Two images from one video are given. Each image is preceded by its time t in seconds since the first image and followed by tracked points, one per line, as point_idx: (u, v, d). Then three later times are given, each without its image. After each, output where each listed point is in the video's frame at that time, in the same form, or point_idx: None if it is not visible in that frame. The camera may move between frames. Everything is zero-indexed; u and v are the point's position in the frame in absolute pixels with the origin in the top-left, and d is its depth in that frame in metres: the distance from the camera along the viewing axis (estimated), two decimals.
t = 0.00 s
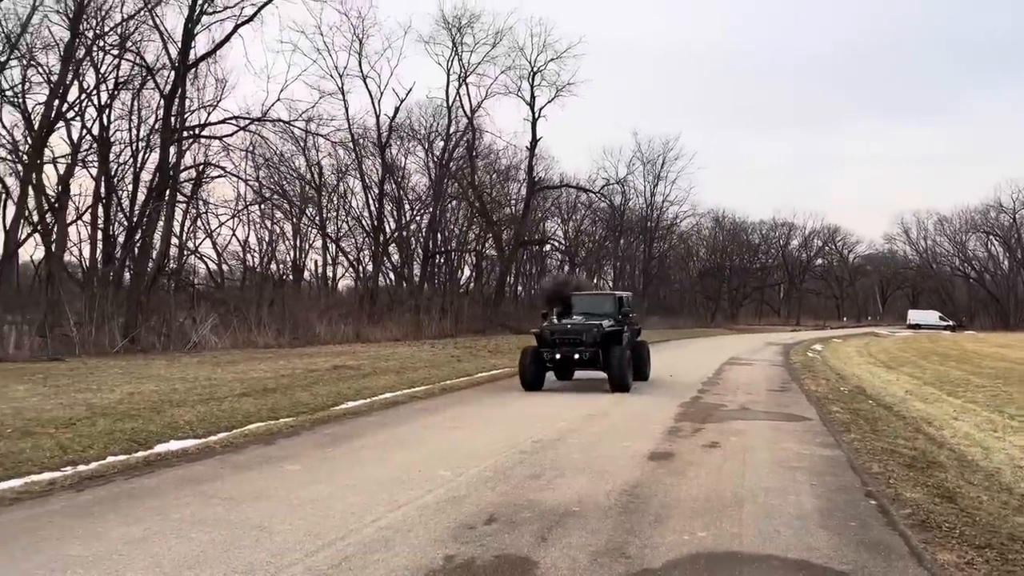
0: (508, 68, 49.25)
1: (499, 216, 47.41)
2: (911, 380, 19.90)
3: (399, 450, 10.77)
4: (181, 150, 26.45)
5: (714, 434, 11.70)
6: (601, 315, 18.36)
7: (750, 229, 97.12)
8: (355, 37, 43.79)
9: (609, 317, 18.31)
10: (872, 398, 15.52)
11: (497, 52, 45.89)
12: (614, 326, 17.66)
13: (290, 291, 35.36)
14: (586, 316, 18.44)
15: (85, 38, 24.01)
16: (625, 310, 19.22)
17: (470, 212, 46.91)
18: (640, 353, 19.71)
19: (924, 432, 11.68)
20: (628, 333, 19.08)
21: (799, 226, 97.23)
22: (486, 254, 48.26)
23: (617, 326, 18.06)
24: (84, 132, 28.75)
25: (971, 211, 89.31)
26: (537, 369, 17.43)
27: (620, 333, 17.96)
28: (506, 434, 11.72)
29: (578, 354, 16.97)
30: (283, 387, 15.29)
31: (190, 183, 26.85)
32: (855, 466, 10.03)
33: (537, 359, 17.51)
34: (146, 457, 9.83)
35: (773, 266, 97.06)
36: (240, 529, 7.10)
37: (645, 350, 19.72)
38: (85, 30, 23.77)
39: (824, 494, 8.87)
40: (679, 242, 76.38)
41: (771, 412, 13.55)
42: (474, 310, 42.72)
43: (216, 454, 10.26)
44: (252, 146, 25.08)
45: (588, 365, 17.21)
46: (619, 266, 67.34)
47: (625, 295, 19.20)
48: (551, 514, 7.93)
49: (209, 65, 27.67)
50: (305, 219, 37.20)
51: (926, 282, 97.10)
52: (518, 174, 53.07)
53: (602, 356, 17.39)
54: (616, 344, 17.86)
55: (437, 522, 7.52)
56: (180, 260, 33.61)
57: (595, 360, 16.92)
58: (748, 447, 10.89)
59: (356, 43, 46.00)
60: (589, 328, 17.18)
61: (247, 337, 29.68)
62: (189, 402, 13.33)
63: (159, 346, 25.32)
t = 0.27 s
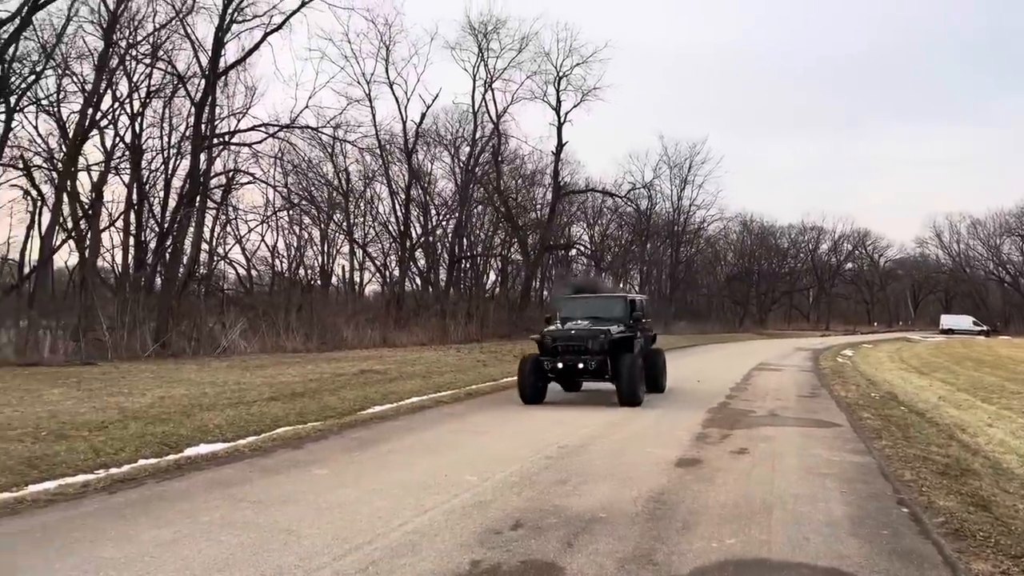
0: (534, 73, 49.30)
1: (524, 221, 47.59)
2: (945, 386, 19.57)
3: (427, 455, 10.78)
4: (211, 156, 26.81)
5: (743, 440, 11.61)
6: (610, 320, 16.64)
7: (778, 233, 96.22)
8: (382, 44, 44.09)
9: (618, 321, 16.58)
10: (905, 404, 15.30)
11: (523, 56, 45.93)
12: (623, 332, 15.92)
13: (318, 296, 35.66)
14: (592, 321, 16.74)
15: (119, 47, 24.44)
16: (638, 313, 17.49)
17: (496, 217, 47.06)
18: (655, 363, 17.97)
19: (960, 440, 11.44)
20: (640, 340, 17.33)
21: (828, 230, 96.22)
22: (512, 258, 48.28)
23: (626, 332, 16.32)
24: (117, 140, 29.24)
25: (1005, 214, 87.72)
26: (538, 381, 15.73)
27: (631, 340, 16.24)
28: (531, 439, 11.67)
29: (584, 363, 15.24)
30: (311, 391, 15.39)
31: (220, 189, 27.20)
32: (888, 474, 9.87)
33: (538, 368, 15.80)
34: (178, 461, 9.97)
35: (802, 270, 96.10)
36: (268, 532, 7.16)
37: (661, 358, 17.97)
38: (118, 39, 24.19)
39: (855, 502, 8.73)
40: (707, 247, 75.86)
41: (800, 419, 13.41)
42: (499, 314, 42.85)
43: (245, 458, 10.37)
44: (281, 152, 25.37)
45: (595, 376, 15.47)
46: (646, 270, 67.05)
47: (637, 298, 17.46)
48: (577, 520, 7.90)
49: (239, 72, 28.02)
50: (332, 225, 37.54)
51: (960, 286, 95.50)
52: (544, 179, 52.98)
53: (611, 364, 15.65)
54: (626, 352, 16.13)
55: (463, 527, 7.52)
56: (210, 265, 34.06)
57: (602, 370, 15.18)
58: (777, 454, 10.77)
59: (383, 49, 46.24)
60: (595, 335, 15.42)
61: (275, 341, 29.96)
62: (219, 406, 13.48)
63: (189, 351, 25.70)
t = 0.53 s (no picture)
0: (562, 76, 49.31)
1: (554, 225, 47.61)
2: (984, 391, 19.17)
3: (457, 459, 10.80)
4: (243, 162, 27.17)
5: (775, 446, 11.49)
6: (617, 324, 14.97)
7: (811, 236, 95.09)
8: (412, 49, 44.36)
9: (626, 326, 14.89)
10: (942, 410, 15.02)
11: (552, 60, 45.90)
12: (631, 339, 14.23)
13: (348, 299, 35.98)
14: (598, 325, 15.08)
15: (154, 56, 24.86)
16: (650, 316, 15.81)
17: (525, 221, 47.09)
18: (671, 371, 16.31)
19: (999, 446, 11.20)
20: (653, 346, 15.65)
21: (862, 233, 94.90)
22: (541, 262, 48.28)
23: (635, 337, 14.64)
24: (152, 147, 29.76)
25: None
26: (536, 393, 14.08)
27: (642, 346, 14.56)
28: (562, 444, 11.63)
29: (586, 373, 13.62)
30: (341, 395, 15.49)
31: (253, 194, 27.57)
32: (925, 481, 9.70)
33: (535, 379, 14.16)
34: (211, 463, 10.10)
35: (835, 274, 94.86)
36: (299, 534, 7.22)
37: (677, 365, 16.30)
38: (153, 47, 24.61)
39: (890, 509, 8.59)
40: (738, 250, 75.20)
41: (833, 424, 13.23)
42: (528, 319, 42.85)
43: (276, 460, 10.47)
44: (313, 158, 25.64)
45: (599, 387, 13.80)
46: (676, 274, 66.63)
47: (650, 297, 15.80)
48: (607, 525, 7.86)
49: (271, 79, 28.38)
50: (362, 229, 37.89)
51: (998, 289, 93.55)
52: (573, 183, 52.90)
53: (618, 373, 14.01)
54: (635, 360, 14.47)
55: (492, 531, 7.52)
56: (243, 270, 34.48)
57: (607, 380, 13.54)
58: (810, 460, 10.64)
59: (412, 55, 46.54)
60: (598, 341, 13.77)
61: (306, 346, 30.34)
62: (252, 409, 13.63)
63: (223, 355, 26.01)
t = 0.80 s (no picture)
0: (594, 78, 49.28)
1: (585, 227, 47.53)
2: None
3: (488, 461, 10.82)
4: (278, 166, 27.54)
5: (810, 450, 11.34)
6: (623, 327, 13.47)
7: (848, 237, 93.74)
8: (444, 53, 44.59)
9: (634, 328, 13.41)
10: (984, 415, 14.70)
11: (583, 61, 45.81)
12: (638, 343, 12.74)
13: (381, 302, 36.28)
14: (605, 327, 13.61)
15: (191, 62, 25.31)
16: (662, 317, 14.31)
17: (556, 223, 47.08)
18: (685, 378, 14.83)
19: None
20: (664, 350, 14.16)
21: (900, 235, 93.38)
22: (572, 265, 48.23)
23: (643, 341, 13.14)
24: (189, 151, 30.26)
25: None
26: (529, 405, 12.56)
27: (649, 351, 13.06)
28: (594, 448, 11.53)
29: (584, 383, 12.04)
30: (374, 397, 15.59)
31: (287, 198, 27.94)
32: (965, 487, 9.50)
33: (527, 389, 12.60)
34: (246, 463, 10.24)
35: (872, 276, 93.44)
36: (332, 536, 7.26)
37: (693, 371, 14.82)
38: (191, 54, 25.05)
39: (929, 515, 8.44)
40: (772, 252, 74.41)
41: (870, 429, 13.02)
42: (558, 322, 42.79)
43: (310, 461, 10.56)
44: (346, 162, 25.89)
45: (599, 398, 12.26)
46: (709, 276, 66.10)
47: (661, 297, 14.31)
48: (639, 528, 7.83)
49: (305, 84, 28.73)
50: (395, 233, 38.27)
51: None
52: (605, 185, 52.77)
53: (622, 384, 12.48)
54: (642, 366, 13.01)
55: (524, 533, 7.53)
56: (277, 273, 34.91)
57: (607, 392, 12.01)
58: (847, 465, 10.48)
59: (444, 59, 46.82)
60: (598, 346, 12.21)
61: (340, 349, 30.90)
62: (287, 410, 13.79)
63: (258, 357, 26.32)
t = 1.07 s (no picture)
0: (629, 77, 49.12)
1: (621, 227, 47.35)
2: None
3: (524, 461, 10.79)
4: (316, 168, 27.87)
5: (850, 453, 11.15)
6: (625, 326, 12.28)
7: (890, 237, 92.05)
8: (479, 54, 44.75)
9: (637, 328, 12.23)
10: None
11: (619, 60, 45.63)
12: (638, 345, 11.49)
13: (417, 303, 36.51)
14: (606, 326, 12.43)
15: (231, 66, 25.72)
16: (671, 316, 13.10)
17: (591, 224, 46.97)
18: (697, 385, 13.56)
19: None
20: (672, 353, 12.93)
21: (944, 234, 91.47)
22: (607, 265, 48.09)
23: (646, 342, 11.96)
24: (229, 154, 30.74)
25: None
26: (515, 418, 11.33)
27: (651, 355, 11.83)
28: (629, 451, 11.40)
29: (575, 393, 10.77)
30: (409, 397, 15.66)
31: (324, 199, 28.26)
32: (1011, 492, 9.27)
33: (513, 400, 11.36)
34: (285, 461, 10.37)
35: (915, 276, 91.65)
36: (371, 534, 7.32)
37: (708, 377, 13.54)
38: (230, 58, 25.46)
39: (974, 520, 8.25)
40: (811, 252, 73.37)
41: (912, 432, 12.75)
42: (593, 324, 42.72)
43: (347, 460, 10.66)
44: (382, 163, 26.08)
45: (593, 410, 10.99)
46: (747, 277, 65.40)
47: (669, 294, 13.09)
48: (676, 530, 7.77)
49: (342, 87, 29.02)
50: (431, 233, 38.54)
51: None
52: (640, 184, 52.50)
53: (621, 392, 11.25)
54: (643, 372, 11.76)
55: (559, 534, 7.51)
56: (315, 273, 35.32)
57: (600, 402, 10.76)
58: (888, 469, 10.28)
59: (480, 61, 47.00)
60: (592, 351, 10.96)
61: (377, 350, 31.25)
62: (324, 409, 13.94)
63: (296, 356, 26.68)
